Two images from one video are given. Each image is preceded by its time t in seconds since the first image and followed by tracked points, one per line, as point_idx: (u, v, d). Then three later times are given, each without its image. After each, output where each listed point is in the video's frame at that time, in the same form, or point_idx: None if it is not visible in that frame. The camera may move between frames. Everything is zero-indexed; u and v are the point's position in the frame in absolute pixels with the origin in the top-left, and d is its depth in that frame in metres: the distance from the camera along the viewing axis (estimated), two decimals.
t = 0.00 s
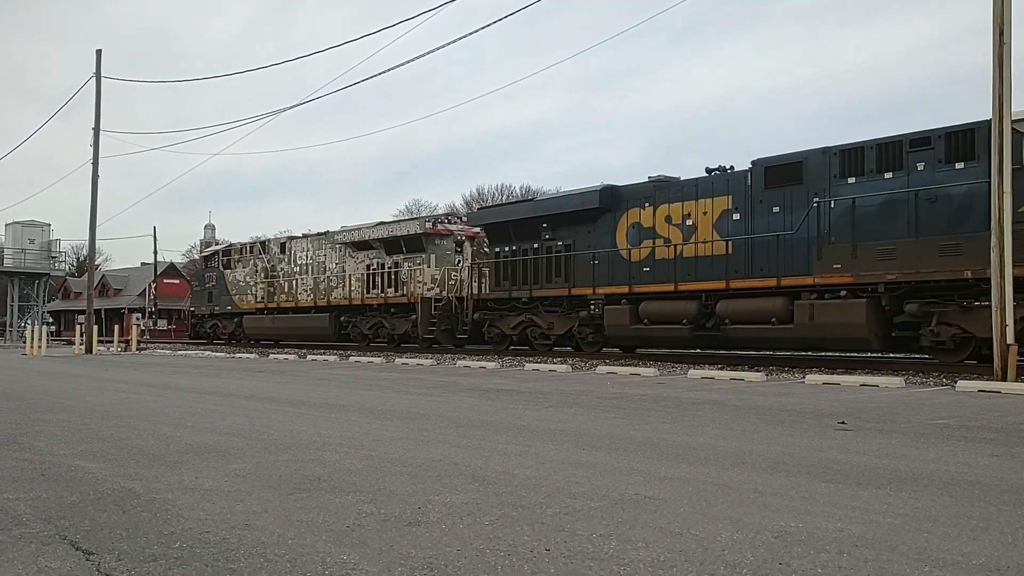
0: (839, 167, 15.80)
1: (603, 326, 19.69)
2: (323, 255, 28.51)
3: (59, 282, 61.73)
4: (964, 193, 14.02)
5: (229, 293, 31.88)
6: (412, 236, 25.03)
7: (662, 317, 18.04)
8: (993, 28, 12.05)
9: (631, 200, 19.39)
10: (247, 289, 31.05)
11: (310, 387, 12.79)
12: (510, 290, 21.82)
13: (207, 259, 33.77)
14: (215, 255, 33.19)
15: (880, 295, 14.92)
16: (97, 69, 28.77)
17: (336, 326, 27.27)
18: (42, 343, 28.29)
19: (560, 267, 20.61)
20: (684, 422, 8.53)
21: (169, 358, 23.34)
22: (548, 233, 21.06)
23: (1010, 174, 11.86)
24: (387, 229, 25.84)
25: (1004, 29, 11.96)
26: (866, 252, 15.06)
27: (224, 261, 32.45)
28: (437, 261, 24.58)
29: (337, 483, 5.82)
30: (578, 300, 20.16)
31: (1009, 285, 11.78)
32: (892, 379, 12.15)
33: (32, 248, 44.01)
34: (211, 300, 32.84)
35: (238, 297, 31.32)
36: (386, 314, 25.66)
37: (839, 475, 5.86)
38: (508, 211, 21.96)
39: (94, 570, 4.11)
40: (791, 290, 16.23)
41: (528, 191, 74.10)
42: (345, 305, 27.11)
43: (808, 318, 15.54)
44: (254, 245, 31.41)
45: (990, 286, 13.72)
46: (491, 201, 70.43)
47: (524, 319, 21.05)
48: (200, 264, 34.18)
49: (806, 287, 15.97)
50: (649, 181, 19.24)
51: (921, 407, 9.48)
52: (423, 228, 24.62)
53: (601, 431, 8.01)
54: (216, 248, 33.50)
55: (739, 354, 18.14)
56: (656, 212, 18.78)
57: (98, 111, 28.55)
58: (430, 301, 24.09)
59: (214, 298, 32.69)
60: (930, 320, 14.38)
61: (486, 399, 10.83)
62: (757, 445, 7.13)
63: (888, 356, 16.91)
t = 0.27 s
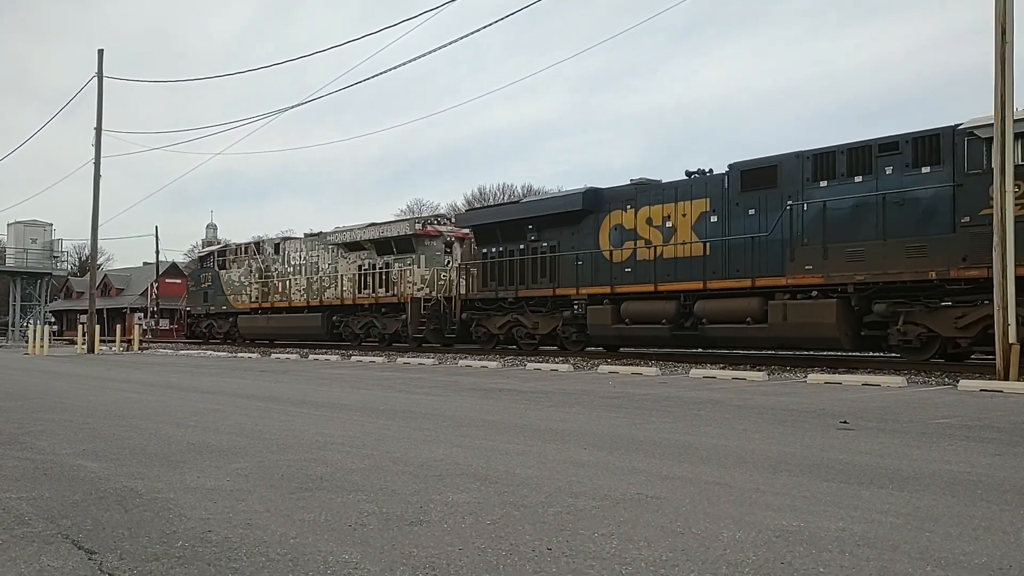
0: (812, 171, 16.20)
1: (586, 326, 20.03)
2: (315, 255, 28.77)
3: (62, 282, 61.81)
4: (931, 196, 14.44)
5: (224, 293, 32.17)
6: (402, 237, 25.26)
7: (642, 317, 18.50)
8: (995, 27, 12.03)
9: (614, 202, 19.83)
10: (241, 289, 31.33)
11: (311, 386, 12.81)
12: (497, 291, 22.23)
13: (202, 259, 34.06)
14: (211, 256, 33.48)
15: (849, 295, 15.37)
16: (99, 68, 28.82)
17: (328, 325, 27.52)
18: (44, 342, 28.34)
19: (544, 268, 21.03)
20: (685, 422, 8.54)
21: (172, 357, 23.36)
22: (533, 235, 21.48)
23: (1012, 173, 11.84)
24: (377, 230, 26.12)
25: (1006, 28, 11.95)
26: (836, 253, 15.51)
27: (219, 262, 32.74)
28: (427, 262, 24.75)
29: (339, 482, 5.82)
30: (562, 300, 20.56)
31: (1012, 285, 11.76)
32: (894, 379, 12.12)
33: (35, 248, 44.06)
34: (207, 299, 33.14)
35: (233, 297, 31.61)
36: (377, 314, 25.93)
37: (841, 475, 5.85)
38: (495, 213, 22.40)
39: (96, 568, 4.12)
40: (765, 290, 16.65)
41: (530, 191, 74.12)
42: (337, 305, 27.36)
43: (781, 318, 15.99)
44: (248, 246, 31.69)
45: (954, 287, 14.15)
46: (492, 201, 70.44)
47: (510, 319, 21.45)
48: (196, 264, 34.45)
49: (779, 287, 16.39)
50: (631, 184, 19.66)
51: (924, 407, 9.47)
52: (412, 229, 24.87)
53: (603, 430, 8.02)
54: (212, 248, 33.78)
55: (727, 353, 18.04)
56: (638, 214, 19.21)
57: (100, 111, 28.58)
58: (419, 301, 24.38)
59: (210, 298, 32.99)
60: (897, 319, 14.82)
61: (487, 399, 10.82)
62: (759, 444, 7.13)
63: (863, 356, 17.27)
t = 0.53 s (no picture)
0: (785, 175, 16.50)
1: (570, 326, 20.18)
2: (308, 256, 28.95)
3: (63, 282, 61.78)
4: (898, 200, 14.77)
5: (219, 293, 32.36)
6: (393, 237, 25.38)
7: (623, 317, 18.79)
8: (997, 26, 12.02)
9: (597, 204, 20.03)
10: (236, 289, 31.53)
11: (312, 386, 12.82)
12: (484, 291, 22.39)
13: (198, 259, 34.26)
14: (206, 256, 33.69)
15: (820, 295, 15.71)
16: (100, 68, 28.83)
17: (319, 325, 27.73)
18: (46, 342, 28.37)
19: (530, 268, 21.26)
20: (685, 421, 8.54)
21: (174, 357, 23.37)
22: (519, 236, 21.68)
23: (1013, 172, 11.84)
24: (368, 231, 26.30)
25: (1008, 27, 11.94)
26: (808, 255, 15.84)
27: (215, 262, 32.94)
28: (416, 263, 24.98)
29: (340, 482, 5.82)
30: (547, 300, 20.80)
31: (1012, 284, 11.75)
32: (894, 378, 12.12)
33: (36, 247, 44.06)
34: (202, 299, 33.33)
35: (228, 297, 31.81)
36: (368, 314, 26.08)
37: (843, 475, 5.85)
38: (482, 215, 22.58)
39: (98, 568, 4.13)
40: (741, 291, 16.94)
41: (531, 190, 74.16)
42: (330, 305, 27.50)
43: (754, 318, 16.30)
44: (243, 247, 31.87)
45: (920, 288, 14.48)
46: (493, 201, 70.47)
47: (496, 319, 21.65)
48: (192, 264, 34.66)
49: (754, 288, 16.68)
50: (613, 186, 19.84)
51: (926, 406, 9.46)
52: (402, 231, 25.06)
53: (603, 430, 8.02)
54: (207, 249, 33.98)
55: (727, 348, 17.92)
56: (620, 216, 19.41)
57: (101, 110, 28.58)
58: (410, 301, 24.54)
59: (205, 299, 33.19)
60: (865, 319, 15.13)
61: (488, 399, 10.81)
62: (760, 443, 7.13)
63: (839, 355, 17.54)
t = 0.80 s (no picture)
0: (759, 177, 16.91)
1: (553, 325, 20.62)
2: (299, 256, 29.05)
3: (63, 282, 61.75)
4: (866, 203, 15.16)
5: (212, 293, 32.58)
6: (381, 238, 25.45)
7: (604, 317, 19.25)
8: (996, 25, 12.02)
9: (580, 207, 20.50)
10: (228, 289, 31.76)
11: (311, 385, 12.83)
12: (470, 291, 22.74)
13: (190, 259, 34.46)
14: (199, 256, 33.88)
15: (791, 295, 16.17)
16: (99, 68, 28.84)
17: (311, 324, 27.87)
18: (45, 341, 28.36)
19: (514, 269, 21.69)
20: (685, 421, 8.54)
21: (173, 356, 23.37)
22: (504, 237, 22.12)
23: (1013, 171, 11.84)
24: (357, 232, 26.41)
25: (1007, 27, 11.94)
26: (780, 256, 16.28)
27: (207, 263, 33.16)
28: (405, 263, 25.16)
29: (340, 481, 5.82)
30: (530, 300, 21.28)
31: (1012, 283, 11.75)
32: (894, 377, 12.13)
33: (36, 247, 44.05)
34: (196, 299, 33.55)
35: (221, 297, 32.03)
36: (357, 314, 26.30)
37: (843, 474, 5.86)
38: (468, 216, 23.01)
39: (97, 567, 4.13)
40: (716, 291, 17.46)
41: (530, 190, 74.20)
42: (320, 305, 27.66)
43: (729, 317, 16.76)
44: (235, 247, 32.08)
45: (886, 288, 14.93)
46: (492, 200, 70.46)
47: (481, 319, 22.10)
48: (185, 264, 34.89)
49: (728, 287, 17.19)
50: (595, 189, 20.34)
51: (926, 405, 9.46)
52: (391, 231, 25.12)
53: (603, 430, 8.03)
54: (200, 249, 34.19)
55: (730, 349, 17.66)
56: (601, 218, 19.91)
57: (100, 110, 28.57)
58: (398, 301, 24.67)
59: (198, 299, 33.40)
60: (834, 319, 15.59)
61: (488, 398, 10.79)
62: (760, 442, 7.14)
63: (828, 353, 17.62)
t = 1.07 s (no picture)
0: (734, 181, 17.17)
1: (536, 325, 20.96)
2: (291, 257, 29.38)
3: (62, 281, 61.71)
4: (834, 206, 15.42)
5: (205, 293, 32.84)
6: (372, 239, 25.84)
7: (585, 316, 19.53)
8: (996, 25, 12.02)
9: (563, 209, 20.72)
10: (221, 289, 32.04)
11: (311, 385, 12.83)
12: (455, 292, 22.98)
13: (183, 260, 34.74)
14: (192, 257, 34.16)
15: (763, 296, 16.49)
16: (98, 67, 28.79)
17: (302, 323, 28.10)
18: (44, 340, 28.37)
19: (499, 270, 21.92)
20: (685, 420, 8.54)
21: (173, 355, 23.37)
22: (489, 239, 22.34)
23: (1013, 171, 11.84)
24: (348, 233, 26.76)
25: (1007, 26, 11.93)
26: (753, 258, 16.60)
27: (200, 263, 33.44)
28: (394, 264, 25.54)
29: (340, 481, 5.82)
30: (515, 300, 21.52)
31: (1012, 283, 11.74)
32: (894, 377, 12.13)
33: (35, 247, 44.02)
34: (188, 299, 33.81)
35: (213, 297, 32.31)
36: (347, 313, 26.57)
37: (843, 473, 5.86)
38: (454, 218, 23.22)
39: (97, 567, 4.13)
40: (692, 291, 17.73)
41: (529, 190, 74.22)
42: (311, 305, 27.96)
43: (705, 317, 17.14)
44: (228, 248, 32.37)
45: (853, 288, 15.31)
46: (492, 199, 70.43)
47: (467, 318, 22.39)
48: (178, 265, 35.16)
49: (705, 288, 17.48)
50: (578, 192, 20.56)
51: (926, 405, 9.46)
52: (380, 232, 25.52)
53: (602, 429, 8.03)
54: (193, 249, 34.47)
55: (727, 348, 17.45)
56: (583, 220, 20.13)
57: (99, 109, 28.54)
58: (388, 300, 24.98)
59: (191, 299, 33.64)
60: (804, 319, 15.97)
61: (488, 398, 10.78)
62: (759, 442, 7.14)
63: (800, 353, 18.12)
